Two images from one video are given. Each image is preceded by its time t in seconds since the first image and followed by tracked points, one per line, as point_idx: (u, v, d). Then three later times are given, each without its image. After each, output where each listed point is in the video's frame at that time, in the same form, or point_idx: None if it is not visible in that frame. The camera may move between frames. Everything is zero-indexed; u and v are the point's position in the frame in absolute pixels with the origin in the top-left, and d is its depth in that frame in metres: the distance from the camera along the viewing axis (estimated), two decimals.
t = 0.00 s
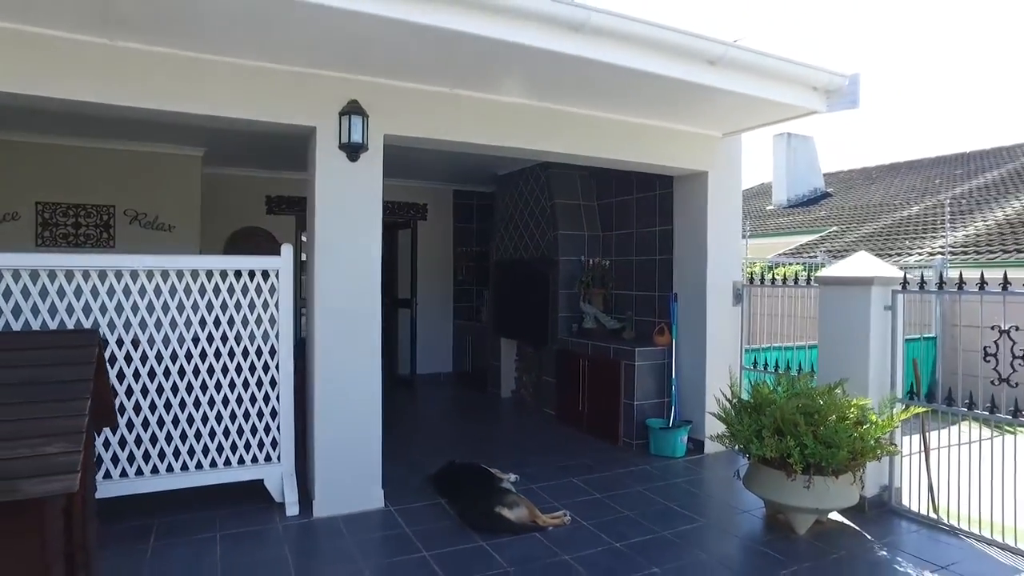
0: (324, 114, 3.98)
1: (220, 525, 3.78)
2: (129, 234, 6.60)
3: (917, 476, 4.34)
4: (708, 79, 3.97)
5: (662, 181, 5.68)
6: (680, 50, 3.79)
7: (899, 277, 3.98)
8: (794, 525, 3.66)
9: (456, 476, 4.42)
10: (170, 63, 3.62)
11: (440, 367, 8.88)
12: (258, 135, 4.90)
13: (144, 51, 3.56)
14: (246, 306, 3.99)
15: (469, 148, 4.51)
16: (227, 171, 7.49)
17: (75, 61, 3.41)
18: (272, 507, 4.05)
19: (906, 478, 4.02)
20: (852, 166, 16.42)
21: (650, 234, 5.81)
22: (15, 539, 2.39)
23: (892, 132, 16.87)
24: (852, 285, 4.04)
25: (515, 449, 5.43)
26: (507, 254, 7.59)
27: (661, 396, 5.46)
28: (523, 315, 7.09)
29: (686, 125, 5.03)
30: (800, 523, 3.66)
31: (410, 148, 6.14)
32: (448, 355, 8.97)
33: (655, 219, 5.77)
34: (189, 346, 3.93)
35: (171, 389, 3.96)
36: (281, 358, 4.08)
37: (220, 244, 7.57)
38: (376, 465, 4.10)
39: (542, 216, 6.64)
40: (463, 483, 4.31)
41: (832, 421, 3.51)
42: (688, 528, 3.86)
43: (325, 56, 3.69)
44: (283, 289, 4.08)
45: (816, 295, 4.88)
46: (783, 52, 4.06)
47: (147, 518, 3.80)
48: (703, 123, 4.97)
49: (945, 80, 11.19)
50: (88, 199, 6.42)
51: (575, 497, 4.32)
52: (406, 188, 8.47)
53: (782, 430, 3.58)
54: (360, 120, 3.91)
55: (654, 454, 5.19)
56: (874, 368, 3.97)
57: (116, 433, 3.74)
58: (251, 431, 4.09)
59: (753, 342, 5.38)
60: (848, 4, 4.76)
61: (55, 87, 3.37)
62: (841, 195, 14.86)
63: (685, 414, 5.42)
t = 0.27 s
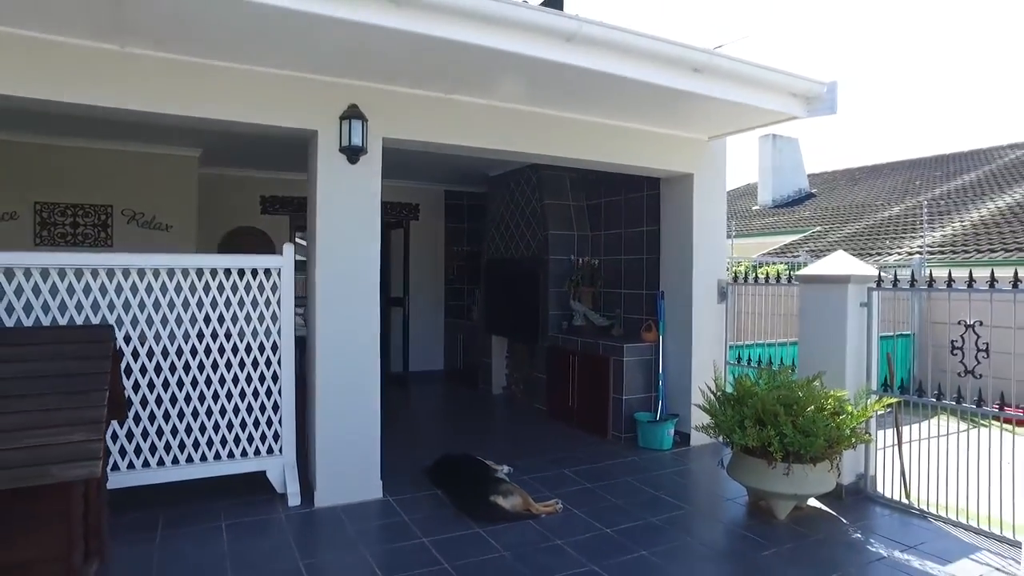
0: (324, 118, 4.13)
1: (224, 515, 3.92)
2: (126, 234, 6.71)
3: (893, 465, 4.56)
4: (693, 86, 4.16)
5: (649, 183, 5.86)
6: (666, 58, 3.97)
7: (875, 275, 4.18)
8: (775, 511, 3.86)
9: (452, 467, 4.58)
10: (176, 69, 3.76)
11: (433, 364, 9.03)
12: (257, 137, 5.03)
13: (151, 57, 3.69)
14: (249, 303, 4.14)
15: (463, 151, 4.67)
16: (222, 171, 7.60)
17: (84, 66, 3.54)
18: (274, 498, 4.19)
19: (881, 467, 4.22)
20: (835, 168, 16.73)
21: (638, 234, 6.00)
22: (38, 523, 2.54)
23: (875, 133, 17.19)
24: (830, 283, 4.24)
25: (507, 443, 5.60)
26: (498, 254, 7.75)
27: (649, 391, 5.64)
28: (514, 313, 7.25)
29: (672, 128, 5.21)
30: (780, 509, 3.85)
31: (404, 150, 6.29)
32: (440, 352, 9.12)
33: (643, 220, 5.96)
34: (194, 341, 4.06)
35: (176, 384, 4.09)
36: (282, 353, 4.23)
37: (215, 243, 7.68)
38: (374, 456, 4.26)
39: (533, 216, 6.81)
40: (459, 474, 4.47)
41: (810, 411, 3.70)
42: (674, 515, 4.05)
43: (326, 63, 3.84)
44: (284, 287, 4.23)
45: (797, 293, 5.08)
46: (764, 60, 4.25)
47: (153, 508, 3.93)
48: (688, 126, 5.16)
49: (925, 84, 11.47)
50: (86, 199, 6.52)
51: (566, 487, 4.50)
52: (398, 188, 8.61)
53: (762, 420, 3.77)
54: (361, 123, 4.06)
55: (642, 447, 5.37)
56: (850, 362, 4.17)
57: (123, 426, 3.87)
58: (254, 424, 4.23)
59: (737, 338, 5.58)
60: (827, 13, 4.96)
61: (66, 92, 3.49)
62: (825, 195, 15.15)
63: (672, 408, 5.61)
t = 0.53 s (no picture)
0: (324, 125, 4.24)
1: (227, 510, 4.03)
2: (123, 235, 6.79)
3: (871, 460, 4.75)
4: (682, 95, 4.33)
5: (638, 187, 6.03)
6: (654, 69, 4.13)
7: (853, 277, 4.37)
8: (758, 503, 4.03)
9: (448, 463, 4.72)
10: (180, 77, 3.86)
11: (425, 363, 9.17)
12: (256, 142, 5.14)
13: (156, 66, 3.79)
14: (251, 305, 4.26)
15: (458, 157, 4.81)
16: (218, 173, 7.69)
17: (90, 74, 3.64)
18: (275, 494, 4.31)
19: (860, 462, 4.41)
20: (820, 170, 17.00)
21: (627, 236, 6.16)
22: (57, 516, 2.66)
23: (859, 136, 17.50)
24: (811, 285, 4.42)
25: (500, 440, 5.75)
26: (490, 255, 7.89)
27: (637, 389, 5.81)
28: (506, 312, 7.39)
29: (661, 135, 5.37)
30: (763, 501, 4.03)
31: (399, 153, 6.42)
32: (432, 352, 9.26)
33: (632, 222, 6.12)
34: (197, 342, 4.18)
35: (180, 383, 4.21)
36: (283, 353, 4.35)
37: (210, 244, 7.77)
38: (372, 452, 4.39)
39: (525, 218, 6.96)
40: (454, 469, 4.61)
41: (791, 408, 3.88)
42: (662, 508, 4.21)
43: (327, 72, 3.96)
44: (285, 288, 4.35)
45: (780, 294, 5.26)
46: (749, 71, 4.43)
47: (156, 504, 4.04)
48: (676, 133, 5.32)
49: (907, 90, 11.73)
50: (84, 201, 6.60)
51: (557, 482, 4.65)
52: (392, 190, 8.73)
53: (747, 417, 3.94)
54: (359, 130, 4.19)
55: (631, 443, 5.53)
56: (830, 361, 4.36)
57: (129, 424, 3.98)
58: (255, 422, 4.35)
59: (723, 338, 5.76)
60: (810, 25, 5.14)
61: (74, 99, 3.60)
62: (810, 197, 15.41)
63: (660, 406, 5.78)
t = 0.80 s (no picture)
0: (324, 132, 4.40)
1: (231, 503, 4.18)
2: (122, 237, 6.92)
3: (849, 453, 4.97)
4: (668, 104, 4.53)
5: (626, 190, 6.22)
6: (640, 79, 4.32)
7: (831, 278, 4.58)
8: (740, 493, 4.24)
9: (443, 457, 4.90)
10: (185, 86, 4.01)
11: (418, 362, 9.34)
12: (256, 146, 5.29)
13: (163, 75, 3.94)
14: (254, 305, 4.41)
15: (453, 162, 4.99)
16: (214, 175, 7.82)
17: (99, 84, 3.79)
18: (277, 487, 4.47)
19: (837, 454, 4.62)
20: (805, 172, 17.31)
21: (616, 238, 6.36)
22: (76, 504, 2.83)
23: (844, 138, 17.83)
24: (790, 285, 4.63)
25: (493, 435, 5.93)
26: (482, 255, 8.07)
27: (625, 386, 6.01)
28: (498, 312, 7.58)
29: (648, 140, 5.57)
30: (745, 491, 4.23)
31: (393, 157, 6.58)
32: (425, 350, 9.43)
33: (620, 224, 6.32)
34: (202, 340, 4.33)
35: (185, 380, 4.35)
36: (285, 351, 4.51)
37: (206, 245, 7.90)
38: (371, 446, 4.55)
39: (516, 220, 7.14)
40: (450, 463, 4.78)
41: (771, 402, 4.08)
42: (649, 498, 4.40)
43: (328, 82, 4.12)
44: (287, 289, 4.51)
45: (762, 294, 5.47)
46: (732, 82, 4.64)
47: (162, 498, 4.18)
48: (663, 139, 5.51)
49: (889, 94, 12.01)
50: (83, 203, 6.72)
51: (549, 474, 4.84)
52: (385, 192, 8.89)
53: (729, 411, 4.15)
54: (359, 137, 4.35)
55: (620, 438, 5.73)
56: (809, 358, 4.57)
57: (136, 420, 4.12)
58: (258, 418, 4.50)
59: (708, 337, 5.97)
60: (791, 36, 5.35)
61: (82, 106, 3.75)
62: (796, 198, 15.70)
63: (647, 402, 5.98)
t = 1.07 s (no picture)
0: (321, 135, 4.57)
1: (232, 490, 4.38)
2: (119, 236, 7.08)
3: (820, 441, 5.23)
4: (650, 110, 4.77)
5: (611, 191, 6.46)
6: (622, 87, 4.55)
7: (803, 275, 4.84)
8: (717, 478, 4.48)
9: (435, 447, 5.11)
10: (188, 90, 4.14)
11: (408, 358, 9.55)
12: (253, 148, 5.46)
13: (167, 80, 4.05)
14: (253, 301, 4.60)
15: (444, 165, 5.21)
16: (208, 176, 7.97)
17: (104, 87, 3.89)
18: (275, 475, 4.67)
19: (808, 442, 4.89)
20: (788, 174, 17.68)
21: (600, 238, 6.61)
22: (93, 488, 3.01)
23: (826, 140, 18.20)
24: (765, 282, 4.88)
25: (482, 427, 6.15)
26: (471, 254, 8.28)
27: (609, 379, 6.25)
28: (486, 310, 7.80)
29: (632, 144, 5.80)
30: (721, 477, 4.48)
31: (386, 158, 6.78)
32: (416, 347, 9.64)
33: (604, 225, 6.56)
34: (204, 335, 4.51)
35: (188, 373, 4.54)
36: (283, 345, 4.70)
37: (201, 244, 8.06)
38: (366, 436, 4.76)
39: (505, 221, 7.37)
40: (441, 452, 5.00)
41: (746, 392, 4.33)
42: (630, 484, 4.64)
43: (326, 88, 4.31)
44: (285, 285, 4.70)
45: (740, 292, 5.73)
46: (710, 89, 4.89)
47: (166, 486, 4.36)
48: (646, 143, 5.75)
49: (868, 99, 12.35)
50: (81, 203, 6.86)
51: (536, 463, 5.06)
52: (377, 192, 9.08)
53: (706, 401, 4.39)
54: (355, 140, 4.52)
55: (603, 430, 5.97)
56: (782, 351, 4.82)
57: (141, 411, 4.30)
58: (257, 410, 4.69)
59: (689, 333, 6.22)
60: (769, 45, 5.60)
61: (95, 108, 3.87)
62: (778, 199, 16.04)
63: (630, 395, 6.23)
